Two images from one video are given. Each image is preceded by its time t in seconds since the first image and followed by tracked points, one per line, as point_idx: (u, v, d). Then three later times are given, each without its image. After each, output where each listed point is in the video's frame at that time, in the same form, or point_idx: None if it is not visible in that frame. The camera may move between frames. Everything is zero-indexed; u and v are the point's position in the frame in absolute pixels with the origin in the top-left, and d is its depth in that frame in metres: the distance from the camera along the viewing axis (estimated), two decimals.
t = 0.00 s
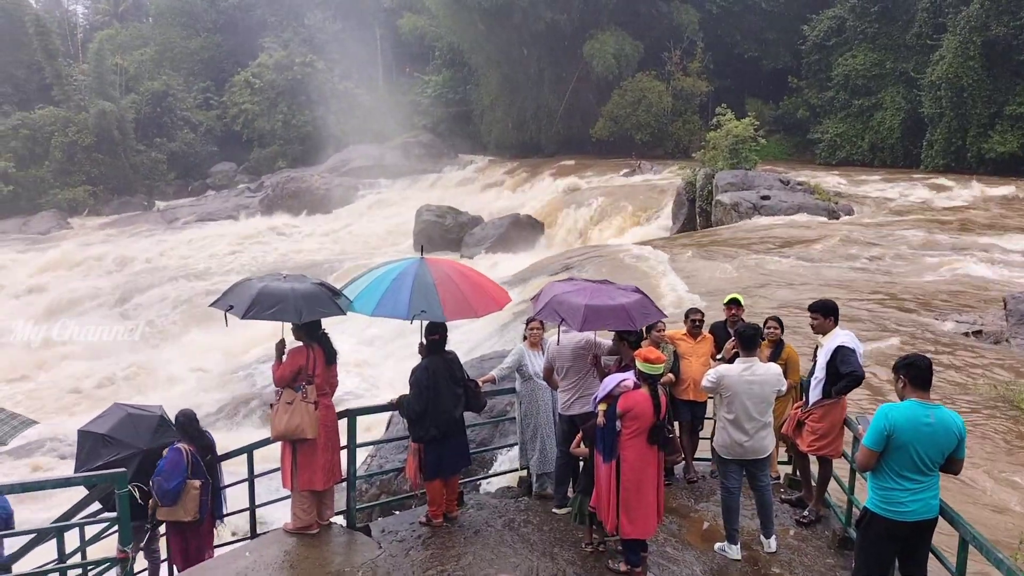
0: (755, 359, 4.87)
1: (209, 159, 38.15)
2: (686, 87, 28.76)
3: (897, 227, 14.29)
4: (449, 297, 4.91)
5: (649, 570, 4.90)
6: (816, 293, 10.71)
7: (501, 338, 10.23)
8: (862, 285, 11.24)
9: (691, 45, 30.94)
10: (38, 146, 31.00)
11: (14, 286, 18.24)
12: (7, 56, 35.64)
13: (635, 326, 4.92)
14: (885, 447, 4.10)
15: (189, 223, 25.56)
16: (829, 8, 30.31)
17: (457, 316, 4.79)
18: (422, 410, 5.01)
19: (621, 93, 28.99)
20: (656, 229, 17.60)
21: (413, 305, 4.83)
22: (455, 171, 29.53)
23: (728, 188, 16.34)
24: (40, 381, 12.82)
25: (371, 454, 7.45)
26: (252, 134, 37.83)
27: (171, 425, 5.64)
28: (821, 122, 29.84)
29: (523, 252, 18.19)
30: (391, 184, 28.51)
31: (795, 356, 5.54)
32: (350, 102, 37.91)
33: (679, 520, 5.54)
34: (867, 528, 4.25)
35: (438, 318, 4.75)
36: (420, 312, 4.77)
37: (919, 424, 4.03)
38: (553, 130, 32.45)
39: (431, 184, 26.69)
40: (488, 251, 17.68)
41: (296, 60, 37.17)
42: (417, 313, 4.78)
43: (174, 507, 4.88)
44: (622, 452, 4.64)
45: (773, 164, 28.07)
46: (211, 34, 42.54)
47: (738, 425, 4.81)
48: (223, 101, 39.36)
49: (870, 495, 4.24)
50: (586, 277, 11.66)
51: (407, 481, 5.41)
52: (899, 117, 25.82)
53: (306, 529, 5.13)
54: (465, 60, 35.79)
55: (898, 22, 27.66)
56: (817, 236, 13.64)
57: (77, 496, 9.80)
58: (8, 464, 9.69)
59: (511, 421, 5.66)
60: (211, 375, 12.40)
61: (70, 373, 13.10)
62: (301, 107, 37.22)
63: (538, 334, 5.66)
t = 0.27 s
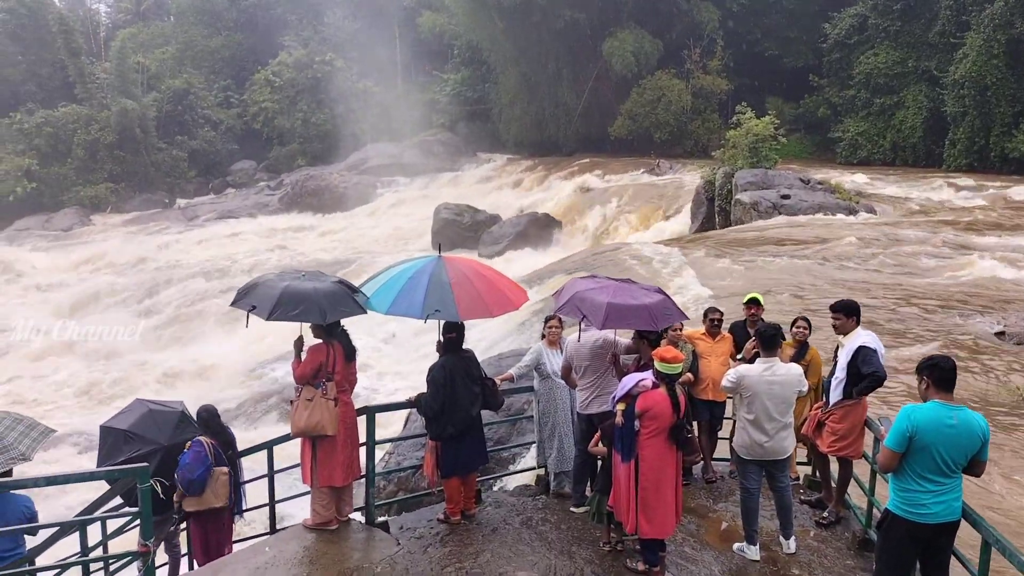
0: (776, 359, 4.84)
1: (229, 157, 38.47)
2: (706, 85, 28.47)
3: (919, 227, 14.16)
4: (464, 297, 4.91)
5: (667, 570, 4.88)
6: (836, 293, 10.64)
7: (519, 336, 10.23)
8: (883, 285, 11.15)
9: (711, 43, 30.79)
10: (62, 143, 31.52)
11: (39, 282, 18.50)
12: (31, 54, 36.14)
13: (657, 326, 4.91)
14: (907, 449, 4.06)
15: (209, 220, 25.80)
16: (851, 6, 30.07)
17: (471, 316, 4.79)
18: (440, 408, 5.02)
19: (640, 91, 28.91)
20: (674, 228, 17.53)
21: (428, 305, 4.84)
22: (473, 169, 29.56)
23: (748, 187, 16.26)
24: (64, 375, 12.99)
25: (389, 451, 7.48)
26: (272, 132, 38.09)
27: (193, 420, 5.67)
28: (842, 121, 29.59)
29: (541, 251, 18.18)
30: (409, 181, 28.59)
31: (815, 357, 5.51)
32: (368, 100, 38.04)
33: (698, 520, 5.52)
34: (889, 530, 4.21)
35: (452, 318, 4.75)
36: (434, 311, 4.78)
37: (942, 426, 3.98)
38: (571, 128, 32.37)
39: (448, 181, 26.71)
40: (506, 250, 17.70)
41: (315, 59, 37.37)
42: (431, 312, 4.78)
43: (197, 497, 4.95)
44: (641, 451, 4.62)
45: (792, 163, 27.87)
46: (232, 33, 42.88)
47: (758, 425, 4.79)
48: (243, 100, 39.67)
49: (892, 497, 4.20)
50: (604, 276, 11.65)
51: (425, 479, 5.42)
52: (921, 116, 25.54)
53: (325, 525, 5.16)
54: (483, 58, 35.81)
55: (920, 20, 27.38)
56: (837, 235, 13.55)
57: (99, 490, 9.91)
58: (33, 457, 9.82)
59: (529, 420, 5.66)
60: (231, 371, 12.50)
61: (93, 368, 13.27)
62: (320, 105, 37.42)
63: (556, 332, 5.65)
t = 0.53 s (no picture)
0: (800, 360, 4.80)
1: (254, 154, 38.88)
2: (730, 84, 28.22)
3: (947, 229, 13.97)
4: (480, 295, 4.90)
5: (687, 571, 4.86)
6: (861, 295, 10.54)
7: (540, 334, 10.23)
8: (909, 287, 11.03)
9: (736, 42, 30.50)
10: (89, 139, 32.07)
11: (67, 276, 18.78)
12: (59, 51, 36.73)
13: (680, 326, 4.89)
14: (933, 452, 4.00)
15: (234, 216, 26.07)
16: (878, 5, 29.75)
17: (487, 315, 4.78)
18: (461, 406, 5.03)
19: (663, 90, 28.81)
20: (697, 227, 17.44)
21: (443, 303, 4.84)
22: (494, 167, 29.55)
23: (772, 187, 16.15)
24: (91, 368, 13.18)
25: (410, 447, 7.51)
26: (296, 129, 38.30)
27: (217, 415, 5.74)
28: (868, 121, 29.26)
29: (563, 249, 18.15)
30: (431, 179, 28.65)
31: (839, 358, 5.49)
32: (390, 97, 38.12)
33: (719, 521, 5.50)
34: (913, 534, 4.16)
35: (466, 317, 4.75)
36: (449, 310, 4.78)
37: (969, 429, 3.92)
38: (593, 127, 32.22)
39: (470, 178, 26.69)
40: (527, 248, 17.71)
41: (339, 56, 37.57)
42: (446, 311, 4.79)
43: (223, 485, 5.01)
44: (662, 451, 4.61)
45: (816, 163, 27.56)
46: (257, 31, 43.24)
47: (779, 427, 4.76)
48: (268, 97, 39.98)
49: (917, 501, 4.15)
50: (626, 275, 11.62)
51: (445, 476, 5.44)
52: (948, 117, 25.18)
53: (347, 520, 5.19)
54: (506, 56, 35.76)
55: (948, 20, 27.05)
56: (862, 236, 13.42)
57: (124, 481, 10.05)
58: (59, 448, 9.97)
59: (549, 418, 5.66)
60: (254, 366, 12.60)
61: (119, 362, 13.44)
62: (342, 103, 37.58)
63: (578, 330, 5.65)
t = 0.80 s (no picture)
0: (823, 361, 4.77)
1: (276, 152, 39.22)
2: (752, 83, 28.05)
3: (973, 230, 13.80)
4: (494, 294, 4.88)
5: (707, 572, 4.84)
6: (885, 297, 10.43)
7: (560, 333, 10.22)
8: (933, 289, 10.90)
9: (758, 40, 30.21)
10: (113, 136, 32.93)
11: (93, 271, 19.08)
12: (85, 49, 37.31)
13: (699, 324, 4.88)
14: (957, 455, 3.95)
15: (256, 214, 26.33)
16: (904, 3, 29.44)
17: (499, 314, 4.76)
18: (480, 404, 5.03)
19: (684, 89, 28.53)
20: (718, 226, 17.37)
21: (457, 301, 4.85)
22: (514, 165, 29.58)
23: (794, 187, 16.03)
24: (115, 363, 13.36)
25: (430, 445, 7.52)
26: (318, 127, 38.58)
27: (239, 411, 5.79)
28: (892, 121, 29.00)
29: (583, 248, 18.14)
30: (451, 177, 28.73)
31: (861, 359, 5.46)
32: (411, 96, 38.23)
33: (739, 522, 5.47)
34: (936, 538, 4.10)
35: (478, 316, 4.74)
36: (461, 308, 4.79)
37: (995, 432, 3.86)
38: (614, 126, 32.13)
39: (489, 177, 26.72)
40: (547, 247, 17.71)
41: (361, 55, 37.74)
42: (459, 309, 4.79)
43: (244, 479, 5.07)
44: (683, 451, 4.59)
45: (839, 163, 27.33)
46: (279, 29, 43.58)
47: (801, 428, 4.73)
48: (290, 94, 40.31)
49: (940, 503, 4.09)
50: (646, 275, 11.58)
51: (464, 474, 5.45)
52: (974, 116, 24.85)
53: (366, 516, 5.22)
54: (527, 55, 35.74)
55: (975, 18, 26.71)
56: (886, 237, 13.28)
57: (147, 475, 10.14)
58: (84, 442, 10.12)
59: (569, 417, 5.65)
60: (275, 362, 12.70)
61: (143, 356, 13.61)
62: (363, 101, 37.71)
63: (598, 329, 5.64)
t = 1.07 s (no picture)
0: (837, 361, 4.74)
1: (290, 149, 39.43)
2: (767, 82, 27.90)
3: (990, 230, 13.68)
4: (502, 293, 4.87)
5: (719, 571, 4.83)
6: (900, 297, 10.36)
7: (572, 332, 10.21)
8: (949, 289, 10.82)
9: (773, 39, 29.96)
10: (129, 133, 33.19)
11: (109, 267, 19.22)
12: (102, 47, 37.65)
13: (711, 322, 4.87)
14: (973, 457, 3.92)
15: (269, 211, 26.47)
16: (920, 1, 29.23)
17: (505, 314, 4.75)
18: (492, 401, 5.03)
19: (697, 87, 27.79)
20: (732, 224, 17.29)
21: (464, 300, 4.85)
22: (526, 163, 29.58)
23: (809, 186, 15.94)
24: (130, 358, 13.45)
25: (441, 442, 7.54)
26: (332, 125, 38.64)
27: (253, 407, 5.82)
28: (908, 120, 28.80)
29: (596, 246, 18.11)
30: (464, 174, 28.75)
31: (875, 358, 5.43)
32: (424, 94, 38.22)
33: (751, 522, 5.46)
34: (951, 539, 4.07)
35: (483, 316, 4.74)
36: (467, 307, 4.79)
37: (1012, 433, 3.82)
38: (627, 124, 32.05)
39: (502, 175, 26.73)
40: (559, 245, 17.69)
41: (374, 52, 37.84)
42: (465, 308, 4.79)
43: (255, 476, 5.10)
44: (696, 450, 4.58)
45: (853, 162, 27.18)
46: (294, 27, 43.66)
47: (814, 428, 4.71)
48: (304, 92, 40.46)
49: (955, 505, 4.05)
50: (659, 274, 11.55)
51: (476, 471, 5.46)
52: (991, 115, 24.64)
53: (379, 512, 5.24)
54: (540, 53, 35.71)
55: (992, 16, 26.49)
56: (901, 237, 13.19)
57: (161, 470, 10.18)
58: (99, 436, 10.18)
59: (581, 416, 5.65)
60: (288, 359, 12.76)
61: (158, 352, 13.70)
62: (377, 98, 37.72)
63: (611, 328, 5.63)
